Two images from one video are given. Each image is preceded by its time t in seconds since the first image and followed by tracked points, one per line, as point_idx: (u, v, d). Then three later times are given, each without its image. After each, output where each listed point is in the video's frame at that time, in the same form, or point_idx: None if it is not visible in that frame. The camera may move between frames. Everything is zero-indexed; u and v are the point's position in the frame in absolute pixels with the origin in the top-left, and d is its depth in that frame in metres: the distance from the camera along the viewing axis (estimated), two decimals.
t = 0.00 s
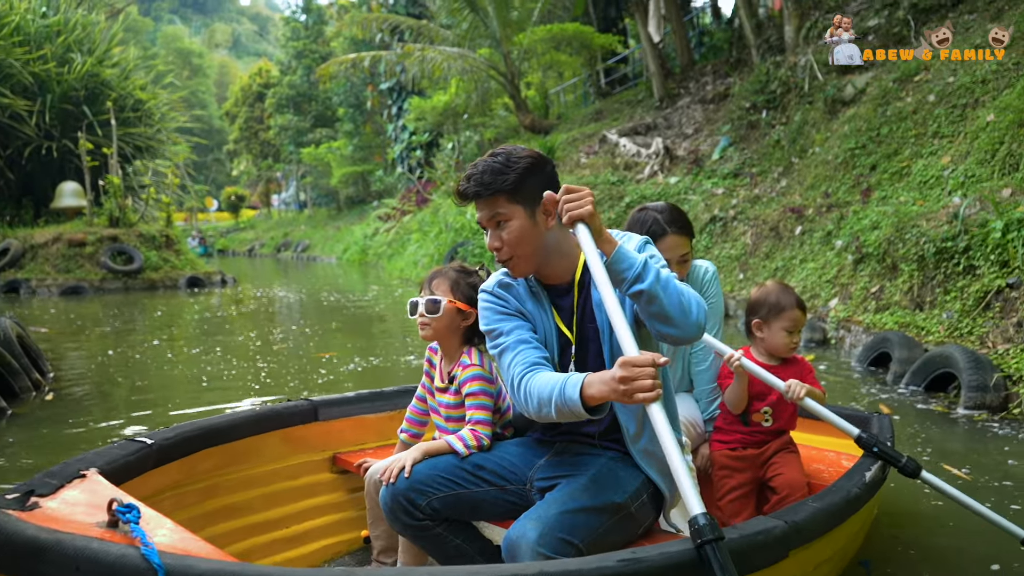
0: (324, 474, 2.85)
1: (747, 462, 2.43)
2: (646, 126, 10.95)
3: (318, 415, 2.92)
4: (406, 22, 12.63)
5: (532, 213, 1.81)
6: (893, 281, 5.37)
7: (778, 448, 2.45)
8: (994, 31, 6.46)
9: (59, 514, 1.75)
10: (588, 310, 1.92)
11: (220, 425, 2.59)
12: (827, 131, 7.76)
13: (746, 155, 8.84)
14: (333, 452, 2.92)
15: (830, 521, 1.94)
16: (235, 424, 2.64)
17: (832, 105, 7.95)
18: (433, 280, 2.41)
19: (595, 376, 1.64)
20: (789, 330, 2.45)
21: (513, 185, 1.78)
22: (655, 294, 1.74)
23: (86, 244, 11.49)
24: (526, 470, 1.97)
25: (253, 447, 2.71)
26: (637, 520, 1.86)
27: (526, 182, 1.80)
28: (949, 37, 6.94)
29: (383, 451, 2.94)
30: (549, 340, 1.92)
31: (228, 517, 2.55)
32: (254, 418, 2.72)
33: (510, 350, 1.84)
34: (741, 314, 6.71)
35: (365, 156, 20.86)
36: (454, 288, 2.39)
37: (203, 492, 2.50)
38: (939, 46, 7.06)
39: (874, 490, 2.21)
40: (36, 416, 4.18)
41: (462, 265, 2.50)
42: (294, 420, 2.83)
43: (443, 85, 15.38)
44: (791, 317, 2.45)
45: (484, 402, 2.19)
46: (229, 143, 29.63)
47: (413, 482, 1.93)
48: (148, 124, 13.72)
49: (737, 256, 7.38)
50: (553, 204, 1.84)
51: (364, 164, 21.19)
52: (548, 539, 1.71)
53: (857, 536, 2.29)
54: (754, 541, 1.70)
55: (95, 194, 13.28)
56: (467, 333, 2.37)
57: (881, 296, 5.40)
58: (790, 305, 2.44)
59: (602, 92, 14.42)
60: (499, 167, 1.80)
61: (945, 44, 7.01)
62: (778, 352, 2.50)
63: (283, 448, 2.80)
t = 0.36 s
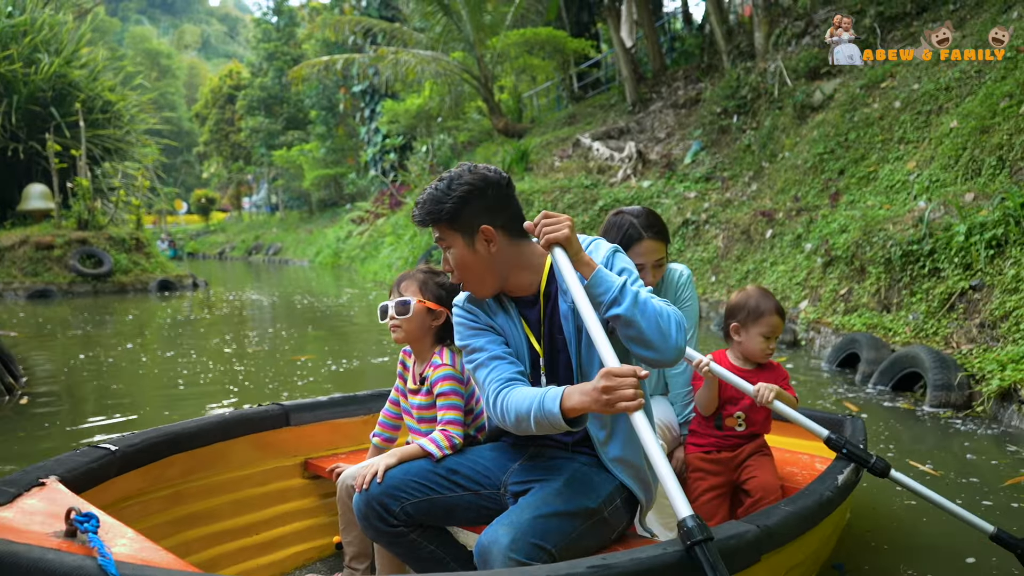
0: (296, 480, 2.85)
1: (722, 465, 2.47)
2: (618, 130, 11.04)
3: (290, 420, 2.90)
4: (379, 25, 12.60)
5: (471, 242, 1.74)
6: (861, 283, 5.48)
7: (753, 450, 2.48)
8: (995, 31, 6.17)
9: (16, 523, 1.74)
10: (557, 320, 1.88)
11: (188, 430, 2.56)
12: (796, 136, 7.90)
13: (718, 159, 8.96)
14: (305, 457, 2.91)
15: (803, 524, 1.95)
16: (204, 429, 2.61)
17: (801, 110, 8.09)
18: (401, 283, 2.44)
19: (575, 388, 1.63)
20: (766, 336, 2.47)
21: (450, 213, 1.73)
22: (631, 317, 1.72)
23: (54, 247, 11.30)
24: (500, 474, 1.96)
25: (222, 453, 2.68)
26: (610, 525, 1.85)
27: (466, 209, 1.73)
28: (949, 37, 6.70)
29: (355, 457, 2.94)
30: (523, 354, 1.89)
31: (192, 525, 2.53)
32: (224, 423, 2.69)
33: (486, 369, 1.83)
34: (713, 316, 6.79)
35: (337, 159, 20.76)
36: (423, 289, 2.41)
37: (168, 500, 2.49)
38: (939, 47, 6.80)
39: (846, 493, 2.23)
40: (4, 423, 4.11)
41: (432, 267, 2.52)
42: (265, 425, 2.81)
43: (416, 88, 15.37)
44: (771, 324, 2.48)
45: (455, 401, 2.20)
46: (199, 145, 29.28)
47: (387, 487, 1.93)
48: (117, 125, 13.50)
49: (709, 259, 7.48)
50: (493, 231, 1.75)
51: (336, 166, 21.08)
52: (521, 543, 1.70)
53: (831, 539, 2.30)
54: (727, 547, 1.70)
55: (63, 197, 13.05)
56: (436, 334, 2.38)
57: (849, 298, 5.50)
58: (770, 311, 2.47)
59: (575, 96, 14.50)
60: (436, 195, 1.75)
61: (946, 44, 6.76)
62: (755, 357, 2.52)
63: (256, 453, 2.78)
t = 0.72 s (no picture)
0: (284, 488, 2.82)
1: (712, 464, 2.50)
2: (604, 133, 11.11)
3: (276, 427, 2.87)
4: (366, 27, 12.60)
5: (456, 245, 1.76)
6: (845, 284, 5.55)
7: (743, 450, 2.52)
8: (995, 31, 6.14)
9: None
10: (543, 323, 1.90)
11: (171, 438, 2.54)
12: (780, 139, 8.00)
13: (703, 162, 9.03)
14: (293, 464, 2.90)
15: (792, 520, 1.98)
16: (186, 438, 2.59)
17: (785, 114, 8.19)
18: (383, 285, 2.42)
19: (565, 397, 1.65)
20: (760, 339, 2.50)
21: (434, 215, 1.74)
22: (625, 324, 1.74)
23: (38, 250, 11.21)
24: (488, 476, 1.93)
25: (207, 462, 2.66)
26: (599, 525, 1.86)
27: (450, 211, 1.75)
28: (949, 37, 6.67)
29: (343, 463, 2.93)
30: (511, 358, 1.90)
31: (177, 534, 2.51)
32: (209, 431, 2.68)
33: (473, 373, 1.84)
34: (700, 317, 6.85)
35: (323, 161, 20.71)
36: (406, 290, 2.39)
37: (151, 509, 2.47)
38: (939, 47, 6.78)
39: (835, 489, 2.26)
40: None
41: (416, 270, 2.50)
42: (251, 432, 2.79)
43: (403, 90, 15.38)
44: (768, 326, 2.51)
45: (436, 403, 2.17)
46: (183, 147, 29.09)
47: (375, 494, 1.90)
48: (101, 127, 13.38)
49: (695, 260, 7.55)
50: (478, 232, 1.77)
51: (321, 169, 21.01)
52: (513, 547, 1.70)
53: (821, 536, 2.34)
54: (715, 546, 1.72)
55: (46, 199, 12.93)
56: (418, 337, 2.35)
57: (833, 299, 5.57)
58: (764, 313, 2.49)
59: (561, 99, 14.56)
60: (419, 198, 1.76)
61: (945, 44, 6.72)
62: (744, 359, 2.57)
63: (242, 462, 2.77)
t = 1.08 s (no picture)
0: (277, 490, 2.81)
1: (708, 467, 2.51)
2: (597, 135, 11.16)
3: (269, 429, 2.84)
4: (359, 29, 12.61)
5: (471, 224, 1.74)
6: (837, 286, 5.60)
7: (740, 452, 2.52)
8: (994, 32, 6.17)
9: None
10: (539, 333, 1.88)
11: (162, 441, 2.52)
12: (773, 142, 8.06)
13: (696, 164, 9.08)
14: (286, 466, 2.87)
15: (789, 527, 1.97)
16: (178, 440, 2.56)
17: (777, 116, 8.25)
18: (381, 284, 2.38)
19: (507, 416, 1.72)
20: (757, 340, 2.52)
21: (450, 195, 1.74)
22: (630, 392, 1.69)
23: (30, 251, 11.18)
24: (484, 483, 1.90)
25: (198, 464, 2.64)
26: (597, 531, 1.80)
27: (467, 193, 1.75)
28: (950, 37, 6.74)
29: (338, 466, 2.90)
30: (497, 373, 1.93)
31: (169, 538, 2.51)
32: (201, 433, 2.65)
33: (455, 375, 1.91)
34: (694, 318, 6.89)
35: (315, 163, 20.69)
36: (406, 292, 2.35)
37: (142, 513, 2.46)
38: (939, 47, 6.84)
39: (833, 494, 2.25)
40: None
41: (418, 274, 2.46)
42: (244, 434, 2.76)
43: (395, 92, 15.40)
44: (762, 332, 2.53)
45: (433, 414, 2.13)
46: (174, 148, 28.96)
47: (370, 501, 1.83)
48: (94, 128, 13.29)
49: (688, 262, 7.59)
50: (493, 217, 1.77)
51: (314, 170, 20.99)
52: (508, 556, 1.66)
53: (816, 542, 2.34)
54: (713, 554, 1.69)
55: (38, 200, 12.86)
56: (413, 343, 2.31)
57: (826, 300, 5.62)
58: (759, 314, 2.51)
59: (554, 101, 14.60)
60: (434, 181, 1.76)
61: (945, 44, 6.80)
62: (742, 361, 2.57)
63: (235, 464, 2.75)
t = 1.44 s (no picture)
0: (271, 488, 2.81)
1: (708, 478, 2.38)
2: (592, 136, 11.20)
3: (265, 427, 2.85)
4: (353, 30, 12.62)
5: (468, 246, 1.67)
6: (831, 286, 5.64)
7: (741, 463, 2.41)
8: (995, 31, 6.11)
9: None
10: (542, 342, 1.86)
11: (156, 440, 2.52)
12: (767, 144, 8.12)
13: (690, 166, 9.12)
14: (282, 464, 2.88)
15: (790, 542, 1.85)
16: (173, 439, 2.56)
17: (771, 119, 8.31)
18: (383, 287, 2.34)
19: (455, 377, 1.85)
20: (770, 352, 2.33)
21: (442, 219, 1.66)
22: (632, 414, 1.66)
23: (24, 252, 11.16)
24: (483, 487, 1.90)
25: (193, 463, 2.64)
26: (596, 541, 1.76)
27: (461, 214, 1.67)
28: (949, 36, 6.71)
29: (333, 463, 2.90)
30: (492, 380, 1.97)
31: (162, 537, 2.49)
32: (196, 431, 2.65)
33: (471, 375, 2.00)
34: (688, 319, 6.92)
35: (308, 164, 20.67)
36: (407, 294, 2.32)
37: (136, 512, 2.45)
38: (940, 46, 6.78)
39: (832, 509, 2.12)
40: None
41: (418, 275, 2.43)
42: (238, 432, 2.76)
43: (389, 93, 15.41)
44: (774, 345, 2.34)
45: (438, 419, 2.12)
46: (167, 148, 28.88)
47: (368, 504, 1.81)
48: (87, 129, 13.21)
49: (682, 263, 7.63)
50: (488, 233, 1.69)
51: (307, 171, 20.98)
52: (511, 564, 1.57)
53: (818, 554, 2.23)
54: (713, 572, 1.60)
55: (32, 201, 12.82)
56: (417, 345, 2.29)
57: (820, 301, 5.66)
58: (773, 324, 2.32)
59: (547, 102, 14.63)
60: (425, 206, 1.67)
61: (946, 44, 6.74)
62: (754, 373, 2.38)
63: (231, 461, 2.75)
